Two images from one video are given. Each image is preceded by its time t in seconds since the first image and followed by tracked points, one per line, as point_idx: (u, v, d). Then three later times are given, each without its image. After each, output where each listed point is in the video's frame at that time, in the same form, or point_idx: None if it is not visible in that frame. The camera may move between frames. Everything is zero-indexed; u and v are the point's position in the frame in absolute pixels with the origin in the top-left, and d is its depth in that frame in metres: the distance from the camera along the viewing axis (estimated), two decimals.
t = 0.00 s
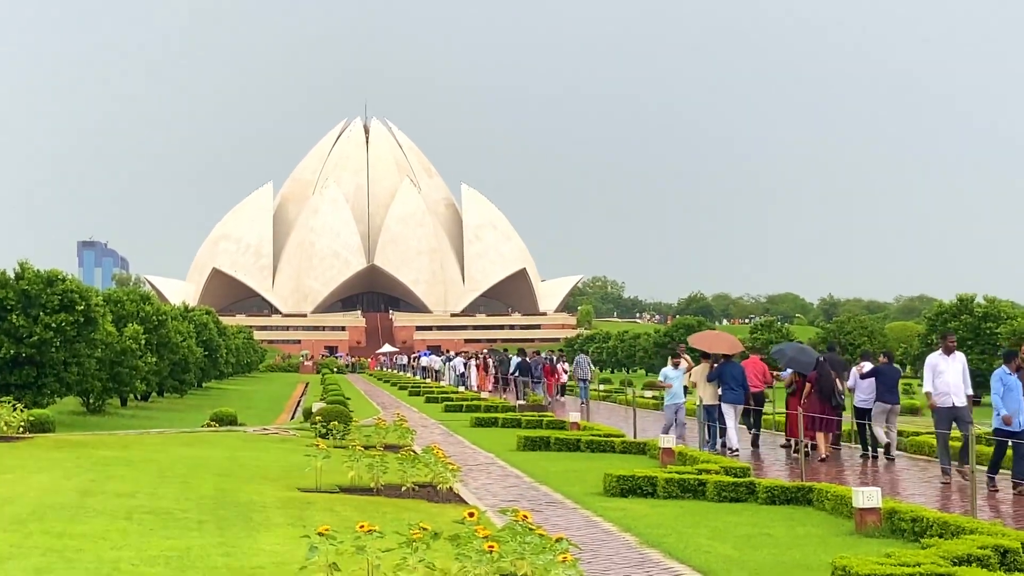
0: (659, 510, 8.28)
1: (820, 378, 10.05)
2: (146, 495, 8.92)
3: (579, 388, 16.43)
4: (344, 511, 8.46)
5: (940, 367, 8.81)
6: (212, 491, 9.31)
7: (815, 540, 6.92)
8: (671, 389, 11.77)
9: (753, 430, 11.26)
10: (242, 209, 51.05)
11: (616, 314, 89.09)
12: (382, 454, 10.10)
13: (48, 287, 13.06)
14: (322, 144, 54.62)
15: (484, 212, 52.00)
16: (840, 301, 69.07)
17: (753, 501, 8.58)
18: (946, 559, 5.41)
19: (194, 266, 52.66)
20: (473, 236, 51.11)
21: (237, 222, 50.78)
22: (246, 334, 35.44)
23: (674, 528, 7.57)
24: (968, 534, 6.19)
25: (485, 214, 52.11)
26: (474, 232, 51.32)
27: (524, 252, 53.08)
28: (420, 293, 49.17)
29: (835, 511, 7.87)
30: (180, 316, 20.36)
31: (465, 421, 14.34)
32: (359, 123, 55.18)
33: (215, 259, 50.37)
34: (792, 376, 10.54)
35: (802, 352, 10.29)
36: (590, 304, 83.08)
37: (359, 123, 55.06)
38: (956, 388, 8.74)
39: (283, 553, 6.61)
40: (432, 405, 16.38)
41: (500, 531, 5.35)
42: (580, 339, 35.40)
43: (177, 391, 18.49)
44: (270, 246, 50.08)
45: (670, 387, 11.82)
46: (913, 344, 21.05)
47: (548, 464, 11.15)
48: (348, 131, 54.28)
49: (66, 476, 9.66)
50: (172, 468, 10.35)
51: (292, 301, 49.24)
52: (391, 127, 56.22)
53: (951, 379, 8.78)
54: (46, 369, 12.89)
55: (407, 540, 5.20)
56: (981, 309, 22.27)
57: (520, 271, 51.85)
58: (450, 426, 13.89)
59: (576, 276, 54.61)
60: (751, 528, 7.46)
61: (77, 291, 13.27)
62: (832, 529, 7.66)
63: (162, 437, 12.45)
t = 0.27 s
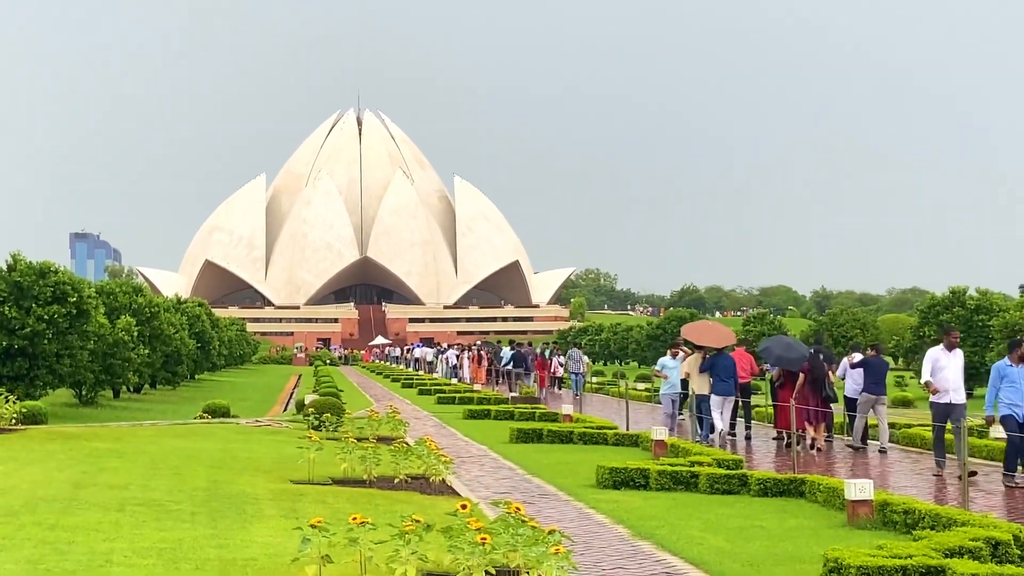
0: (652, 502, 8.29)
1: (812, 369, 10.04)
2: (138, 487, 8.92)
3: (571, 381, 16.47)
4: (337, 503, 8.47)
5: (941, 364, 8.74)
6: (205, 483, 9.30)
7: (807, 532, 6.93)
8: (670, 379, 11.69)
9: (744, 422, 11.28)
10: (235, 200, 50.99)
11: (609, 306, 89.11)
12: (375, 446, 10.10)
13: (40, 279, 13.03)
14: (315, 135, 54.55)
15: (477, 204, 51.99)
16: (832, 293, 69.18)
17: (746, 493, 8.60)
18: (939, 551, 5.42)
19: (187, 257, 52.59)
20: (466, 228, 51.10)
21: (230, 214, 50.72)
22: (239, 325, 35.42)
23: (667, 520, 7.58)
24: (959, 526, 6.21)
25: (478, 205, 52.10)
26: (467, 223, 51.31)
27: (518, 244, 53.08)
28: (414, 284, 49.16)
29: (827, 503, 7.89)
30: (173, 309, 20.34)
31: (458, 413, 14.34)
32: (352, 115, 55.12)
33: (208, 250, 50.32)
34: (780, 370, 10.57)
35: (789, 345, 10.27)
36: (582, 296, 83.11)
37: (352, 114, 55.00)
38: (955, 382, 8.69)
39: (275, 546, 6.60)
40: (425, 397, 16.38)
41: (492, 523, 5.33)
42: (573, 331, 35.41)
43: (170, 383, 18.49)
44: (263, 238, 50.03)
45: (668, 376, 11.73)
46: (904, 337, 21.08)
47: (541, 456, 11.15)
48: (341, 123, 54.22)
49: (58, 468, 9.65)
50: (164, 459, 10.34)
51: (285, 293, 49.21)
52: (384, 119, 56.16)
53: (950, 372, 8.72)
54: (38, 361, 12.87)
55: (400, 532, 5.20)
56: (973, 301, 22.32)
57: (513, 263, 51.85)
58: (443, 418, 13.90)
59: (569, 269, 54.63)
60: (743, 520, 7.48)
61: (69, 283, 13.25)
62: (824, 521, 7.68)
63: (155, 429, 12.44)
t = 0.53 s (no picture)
0: (640, 492, 8.30)
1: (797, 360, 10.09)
2: (126, 478, 8.91)
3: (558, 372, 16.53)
4: (325, 493, 8.47)
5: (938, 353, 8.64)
6: (192, 474, 9.30)
7: (794, 522, 6.94)
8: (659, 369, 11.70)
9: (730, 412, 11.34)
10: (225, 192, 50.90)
11: (599, 298, 89.18)
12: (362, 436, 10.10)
13: (27, 270, 13.01)
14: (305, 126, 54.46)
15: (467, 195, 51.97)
16: (821, 284, 69.33)
17: (733, 483, 8.61)
18: (924, 540, 5.44)
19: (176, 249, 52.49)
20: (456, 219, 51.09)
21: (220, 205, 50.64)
22: (228, 317, 35.37)
23: (654, 510, 7.59)
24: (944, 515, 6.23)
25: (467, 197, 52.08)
26: (457, 215, 51.29)
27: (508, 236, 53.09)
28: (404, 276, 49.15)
29: (814, 493, 7.90)
30: (161, 299, 20.32)
31: (446, 404, 14.34)
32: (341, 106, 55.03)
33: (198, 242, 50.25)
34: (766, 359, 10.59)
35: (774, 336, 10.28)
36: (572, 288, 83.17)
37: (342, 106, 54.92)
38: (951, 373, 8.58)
39: (261, 537, 6.60)
40: (414, 388, 16.39)
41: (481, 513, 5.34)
42: (562, 322, 35.44)
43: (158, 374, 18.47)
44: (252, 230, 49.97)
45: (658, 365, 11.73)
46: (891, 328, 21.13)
47: (529, 447, 11.16)
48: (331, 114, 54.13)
49: (45, 458, 9.63)
50: (151, 450, 10.32)
51: (275, 284, 49.16)
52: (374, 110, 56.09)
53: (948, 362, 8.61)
54: (25, 352, 12.85)
55: (386, 522, 5.20)
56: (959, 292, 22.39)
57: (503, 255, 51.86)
58: (432, 409, 13.90)
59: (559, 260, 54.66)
60: (730, 510, 7.49)
61: (56, 274, 13.22)
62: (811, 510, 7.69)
63: (142, 420, 12.43)
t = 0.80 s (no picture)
0: (624, 483, 8.30)
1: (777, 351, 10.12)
2: (107, 469, 8.88)
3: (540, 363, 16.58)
4: (308, 485, 8.45)
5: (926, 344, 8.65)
6: (174, 466, 9.27)
7: (777, 513, 6.95)
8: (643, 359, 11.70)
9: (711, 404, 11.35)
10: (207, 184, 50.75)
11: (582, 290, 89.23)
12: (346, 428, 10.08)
13: (8, 261, 12.94)
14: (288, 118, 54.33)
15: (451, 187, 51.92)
16: (804, 277, 69.48)
17: (716, 474, 8.63)
18: (907, 531, 5.44)
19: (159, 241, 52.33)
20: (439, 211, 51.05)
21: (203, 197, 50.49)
22: (211, 308, 35.26)
23: (637, 501, 7.60)
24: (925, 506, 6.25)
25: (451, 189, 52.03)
26: (441, 207, 51.24)
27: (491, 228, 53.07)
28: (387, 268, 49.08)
29: (797, 484, 7.92)
30: (143, 291, 20.25)
31: (430, 395, 14.32)
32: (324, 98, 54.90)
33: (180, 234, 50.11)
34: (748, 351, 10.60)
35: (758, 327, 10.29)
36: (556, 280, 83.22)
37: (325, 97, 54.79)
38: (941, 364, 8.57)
39: (244, 529, 6.57)
40: (397, 380, 16.38)
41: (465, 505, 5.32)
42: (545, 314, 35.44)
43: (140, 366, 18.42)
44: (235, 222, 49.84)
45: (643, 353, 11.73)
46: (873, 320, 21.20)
47: (512, 438, 11.16)
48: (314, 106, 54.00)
49: (27, 451, 9.59)
50: (134, 442, 10.29)
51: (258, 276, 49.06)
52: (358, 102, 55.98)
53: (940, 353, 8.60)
54: (7, 343, 12.79)
55: (371, 513, 5.18)
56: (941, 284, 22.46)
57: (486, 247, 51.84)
58: (415, 401, 13.89)
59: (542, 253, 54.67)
60: (714, 501, 7.50)
61: (38, 265, 13.16)
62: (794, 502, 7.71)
63: (125, 411, 12.38)
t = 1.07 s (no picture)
0: (610, 479, 8.32)
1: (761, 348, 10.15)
2: (93, 465, 8.86)
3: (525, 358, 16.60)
4: (295, 480, 8.45)
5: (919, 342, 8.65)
6: (160, 461, 9.25)
7: (763, 509, 6.98)
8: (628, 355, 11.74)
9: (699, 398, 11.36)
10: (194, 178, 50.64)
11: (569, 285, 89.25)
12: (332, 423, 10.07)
13: None
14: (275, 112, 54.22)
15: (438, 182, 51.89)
16: (791, 272, 69.62)
17: (703, 470, 8.64)
18: (891, 526, 5.47)
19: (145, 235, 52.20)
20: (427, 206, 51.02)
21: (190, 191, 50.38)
22: (197, 302, 35.18)
23: (624, 496, 7.61)
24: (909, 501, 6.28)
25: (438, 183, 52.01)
26: (428, 201, 51.22)
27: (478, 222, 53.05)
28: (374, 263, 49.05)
29: (783, 480, 7.94)
30: (129, 286, 20.19)
31: (417, 391, 14.32)
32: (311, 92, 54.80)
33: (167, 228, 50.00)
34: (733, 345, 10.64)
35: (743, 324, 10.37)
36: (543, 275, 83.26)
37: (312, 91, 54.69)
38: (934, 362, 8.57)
39: (230, 524, 6.57)
40: (384, 375, 16.36)
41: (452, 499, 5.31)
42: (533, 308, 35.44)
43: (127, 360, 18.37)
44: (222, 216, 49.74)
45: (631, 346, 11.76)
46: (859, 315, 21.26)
47: (499, 433, 11.16)
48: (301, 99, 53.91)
49: (13, 446, 9.57)
50: (120, 437, 10.28)
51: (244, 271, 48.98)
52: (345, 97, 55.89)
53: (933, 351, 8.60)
54: None
55: (357, 510, 5.17)
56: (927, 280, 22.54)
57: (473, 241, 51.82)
58: (402, 396, 13.89)
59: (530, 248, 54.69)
60: (700, 496, 7.52)
61: (24, 260, 13.12)
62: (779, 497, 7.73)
63: (111, 407, 12.36)
